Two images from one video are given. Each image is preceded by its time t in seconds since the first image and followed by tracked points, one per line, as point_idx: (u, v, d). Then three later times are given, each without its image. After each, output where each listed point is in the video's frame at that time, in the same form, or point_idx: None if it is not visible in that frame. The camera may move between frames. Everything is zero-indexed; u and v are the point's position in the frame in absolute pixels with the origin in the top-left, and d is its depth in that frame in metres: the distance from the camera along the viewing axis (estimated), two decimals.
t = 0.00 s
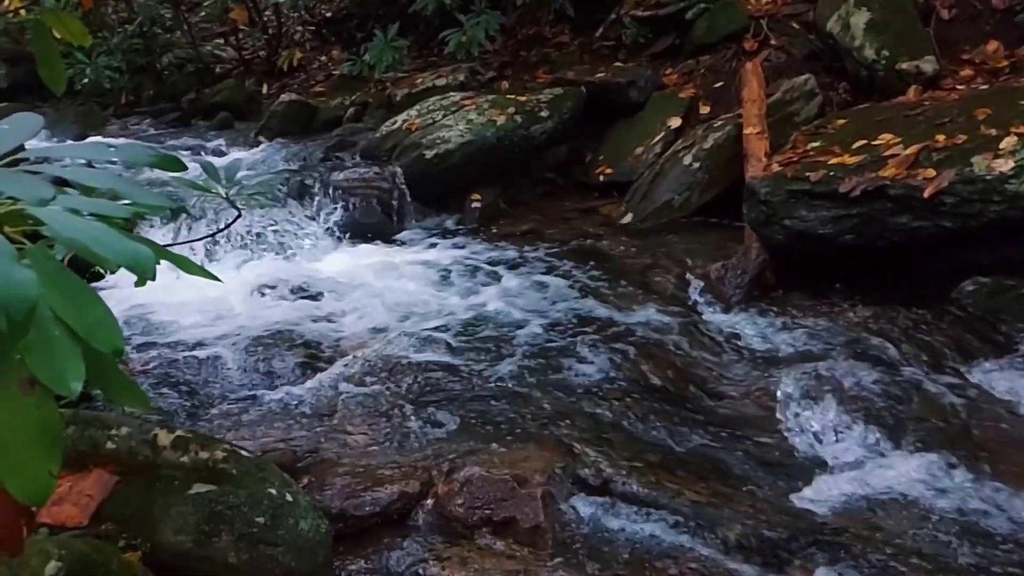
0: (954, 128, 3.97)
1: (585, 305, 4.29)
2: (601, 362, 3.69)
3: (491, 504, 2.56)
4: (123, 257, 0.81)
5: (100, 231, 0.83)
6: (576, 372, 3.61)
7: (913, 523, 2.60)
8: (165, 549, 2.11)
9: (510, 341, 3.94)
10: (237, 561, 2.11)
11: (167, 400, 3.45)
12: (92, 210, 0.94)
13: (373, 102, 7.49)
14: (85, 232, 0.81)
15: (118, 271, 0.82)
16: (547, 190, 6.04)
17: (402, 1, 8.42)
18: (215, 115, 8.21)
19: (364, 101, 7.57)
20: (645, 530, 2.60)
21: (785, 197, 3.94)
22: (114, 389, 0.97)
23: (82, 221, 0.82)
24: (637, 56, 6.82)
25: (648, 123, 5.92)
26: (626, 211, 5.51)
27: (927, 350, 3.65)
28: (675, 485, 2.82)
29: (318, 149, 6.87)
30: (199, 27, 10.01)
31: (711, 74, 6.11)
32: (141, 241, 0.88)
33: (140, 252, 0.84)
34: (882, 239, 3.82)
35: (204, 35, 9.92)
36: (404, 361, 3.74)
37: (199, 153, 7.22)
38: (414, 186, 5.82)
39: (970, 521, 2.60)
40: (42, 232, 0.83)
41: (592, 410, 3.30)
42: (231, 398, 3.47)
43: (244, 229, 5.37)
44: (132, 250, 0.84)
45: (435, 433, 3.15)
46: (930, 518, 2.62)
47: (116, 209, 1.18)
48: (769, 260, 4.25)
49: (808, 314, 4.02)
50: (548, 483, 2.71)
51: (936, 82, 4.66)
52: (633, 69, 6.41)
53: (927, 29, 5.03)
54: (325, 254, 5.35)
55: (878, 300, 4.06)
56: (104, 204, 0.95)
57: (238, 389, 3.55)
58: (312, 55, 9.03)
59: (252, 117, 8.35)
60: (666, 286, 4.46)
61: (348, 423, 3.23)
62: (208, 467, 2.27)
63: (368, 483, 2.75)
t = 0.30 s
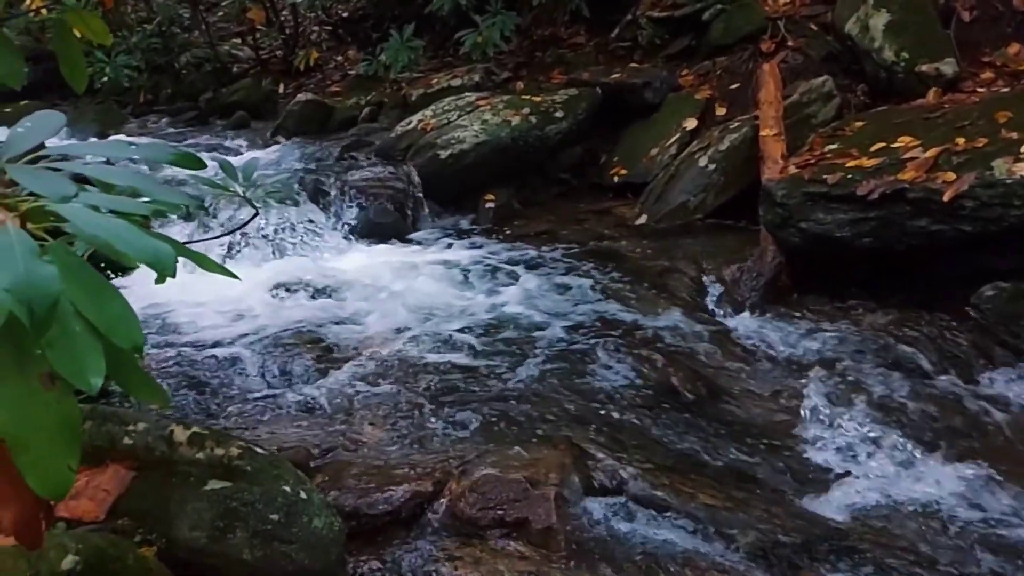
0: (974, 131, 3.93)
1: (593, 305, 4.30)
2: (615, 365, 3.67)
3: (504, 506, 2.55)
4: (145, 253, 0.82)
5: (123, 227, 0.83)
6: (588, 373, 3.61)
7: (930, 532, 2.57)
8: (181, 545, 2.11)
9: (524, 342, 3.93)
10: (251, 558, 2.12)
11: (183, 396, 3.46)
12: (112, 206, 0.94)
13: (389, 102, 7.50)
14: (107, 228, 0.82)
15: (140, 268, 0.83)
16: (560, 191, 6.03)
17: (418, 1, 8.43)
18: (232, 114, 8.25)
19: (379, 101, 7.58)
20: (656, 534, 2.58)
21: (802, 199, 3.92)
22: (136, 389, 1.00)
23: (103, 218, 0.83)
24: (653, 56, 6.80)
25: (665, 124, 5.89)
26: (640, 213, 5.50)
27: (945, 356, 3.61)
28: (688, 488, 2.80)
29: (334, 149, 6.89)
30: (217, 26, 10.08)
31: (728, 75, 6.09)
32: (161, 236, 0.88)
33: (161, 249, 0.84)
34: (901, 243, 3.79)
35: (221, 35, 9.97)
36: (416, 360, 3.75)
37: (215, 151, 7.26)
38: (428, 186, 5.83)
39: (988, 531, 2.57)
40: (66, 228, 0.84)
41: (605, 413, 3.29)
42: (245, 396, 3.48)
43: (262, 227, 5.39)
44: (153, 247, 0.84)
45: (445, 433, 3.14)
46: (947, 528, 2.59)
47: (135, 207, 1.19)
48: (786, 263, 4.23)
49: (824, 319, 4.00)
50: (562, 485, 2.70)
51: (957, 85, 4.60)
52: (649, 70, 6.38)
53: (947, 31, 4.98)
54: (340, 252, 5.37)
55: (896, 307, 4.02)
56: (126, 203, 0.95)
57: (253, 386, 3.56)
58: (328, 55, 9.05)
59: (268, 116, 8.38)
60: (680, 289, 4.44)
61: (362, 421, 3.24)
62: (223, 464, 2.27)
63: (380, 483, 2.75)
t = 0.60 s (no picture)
0: (996, 136, 3.89)
1: (611, 310, 4.26)
2: (630, 368, 3.66)
3: (517, 507, 2.54)
4: (167, 252, 0.84)
5: (144, 227, 0.85)
6: (602, 375, 3.60)
7: (950, 541, 2.54)
8: (197, 541, 2.12)
9: (540, 344, 3.93)
10: (266, 555, 2.12)
11: (201, 394, 3.47)
12: (137, 206, 0.97)
13: (405, 102, 7.52)
14: (130, 226, 0.84)
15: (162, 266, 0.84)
16: (574, 193, 6.03)
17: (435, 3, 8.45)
18: (250, 114, 8.28)
19: (396, 102, 7.60)
20: (671, 539, 2.56)
21: (821, 202, 3.89)
22: (161, 389, 1.01)
23: (126, 217, 0.86)
24: (670, 58, 6.79)
25: (681, 126, 5.86)
26: (656, 215, 5.49)
27: (964, 363, 3.58)
28: (703, 492, 2.79)
29: (350, 149, 6.90)
30: (236, 27, 10.14)
31: (745, 77, 6.06)
32: (181, 236, 0.91)
33: (183, 248, 0.86)
34: (921, 248, 3.76)
35: (240, 35, 10.03)
36: (430, 361, 3.75)
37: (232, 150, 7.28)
38: (443, 186, 5.83)
39: (1008, 540, 2.53)
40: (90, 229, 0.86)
41: (621, 415, 3.28)
42: (261, 394, 3.48)
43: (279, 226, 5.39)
44: (175, 247, 0.86)
45: (460, 433, 3.14)
46: (966, 537, 2.56)
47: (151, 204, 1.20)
48: (803, 267, 4.21)
49: (840, 322, 3.97)
50: (576, 487, 2.69)
51: (978, 88, 4.57)
52: (665, 72, 6.36)
53: (969, 34, 4.94)
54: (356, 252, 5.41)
55: (915, 313, 3.98)
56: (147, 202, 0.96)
57: (270, 385, 3.57)
58: (345, 56, 9.08)
59: (286, 117, 8.42)
60: (696, 291, 4.42)
61: (377, 420, 3.24)
62: (240, 461, 2.27)
63: (394, 482, 2.75)
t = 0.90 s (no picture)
0: (1017, 141, 3.84)
1: (632, 316, 4.20)
2: (643, 372, 3.64)
3: (529, 510, 2.53)
4: (187, 251, 0.87)
5: (165, 225, 0.88)
6: (615, 378, 3.58)
7: (968, 552, 2.50)
8: (211, 538, 2.13)
9: (551, 347, 3.91)
10: (279, 553, 2.12)
11: (216, 391, 3.48)
12: (157, 204, 0.98)
13: (421, 103, 7.52)
14: (150, 225, 0.87)
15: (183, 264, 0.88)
16: (588, 195, 6.03)
17: (451, 3, 8.45)
18: (266, 114, 8.31)
19: (411, 103, 7.61)
20: (685, 547, 2.52)
21: (838, 207, 3.86)
22: (168, 379, 1.07)
23: (148, 215, 0.88)
24: (686, 60, 6.76)
25: (697, 128, 5.83)
26: (670, 217, 5.47)
27: (982, 370, 3.53)
28: (715, 498, 2.76)
29: (365, 149, 6.91)
30: (254, 27, 10.18)
31: (761, 80, 6.02)
32: (201, 235, 0.93)
33: (203, 247, 0.89)
34: (939, 253, 3.72)
35: (257, 35, 10.07)
36: (443, 362, 3.75)
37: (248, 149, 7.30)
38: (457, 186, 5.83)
39: None
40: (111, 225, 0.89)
41: (634, 418, 3.26)
42: (274, 393, 3.48)
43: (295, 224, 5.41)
44: (195, 245, 0.89)
45: (473, 434, 3.14)
46: (984, 548, 2.52)
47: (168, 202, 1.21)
48: (819, 271, 4.21)
49: (856, 327, 3.94)
50: (589, 490, 2.67)
51: (998, 92, 4.52)
52: (681, 74, 6.34)
53: (990, 37, 4.89)
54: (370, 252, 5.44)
55: (931, 318, 3.95)
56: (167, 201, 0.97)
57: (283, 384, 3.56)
58: (361, 57, 9.09)
59: (302, 117, 8.43)
60: (711, 295, 4.40)
61: (389, 420, 3.24)
62: (256, 459, 2.24)
63: (407, 481, 2.75)
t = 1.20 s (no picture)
0: None
1: (660, 324, 4.15)
2: (659, 378, 3.61)
3: (543, 516, 2.51)
4: (208, 253, 0.88)
5: (187, 227, 0.89)
6: (631, 384, 3.56)
7: (990, 565, 2.46)
8: (227, 538, 2.12)
9: (565, 352, 3.88)
10: (294, 555, 2.11)
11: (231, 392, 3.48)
12: (179, 206, 0.97)
13: (437, 107, 7.52)
14: (171, 228, 0.88)
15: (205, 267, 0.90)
16: (603, 199, 5.99)
17: (468, 7, 8.47)
18: (283, 117, 8.33)
19: (427, 106, 7.62)
20: (702, 559, 2.48)
21: (856, 213, 3.83)
22: (190, 383, 1.09)
23: (170, 218, 0.90)
24: (703, 64, 6.73)
25: (714, 133, 5.80)
26: (686, 222, 5.43)
27: (1003, 380, 3.48)
28: (730, 506, 2.74)
29: (381, 152, 6.91)
30: (273, 30, 10.24)
31: (779, 85, 5.99)
32: (223, 239, 0.95)
33: (226, 250, 0.91)
34: (958, 261, 3.68)
35: (275, 38, 10.11)
36: (460, 366, 3.74)
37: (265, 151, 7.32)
38: (473, 189, 5.81)
39: None
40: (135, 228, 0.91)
41: (650, 424, 3.24)
42: (289, 395, 3.48)
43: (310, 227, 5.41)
44: (217, 248, 0.91)
45: (487, 439, 3.12)
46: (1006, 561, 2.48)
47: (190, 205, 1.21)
48: (837, 278, 4.15)
49: (874, 335, 3.89)
50: (603, 496, 2.65)
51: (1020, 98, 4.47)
52: (698, 79, 6.31)
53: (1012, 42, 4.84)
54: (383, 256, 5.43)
55: (951, 326, 3.90)
56: (192, 205, 0.98)
57: (298, 387, 3.55)
58: (378, 60, 9.11)
59: (319, 120, 8.45)
60: (727, 301, 4.36)
61: (402, 424, 3.22)
62: (272, 461, 2.25)
63: (421, 486, 2.73)
